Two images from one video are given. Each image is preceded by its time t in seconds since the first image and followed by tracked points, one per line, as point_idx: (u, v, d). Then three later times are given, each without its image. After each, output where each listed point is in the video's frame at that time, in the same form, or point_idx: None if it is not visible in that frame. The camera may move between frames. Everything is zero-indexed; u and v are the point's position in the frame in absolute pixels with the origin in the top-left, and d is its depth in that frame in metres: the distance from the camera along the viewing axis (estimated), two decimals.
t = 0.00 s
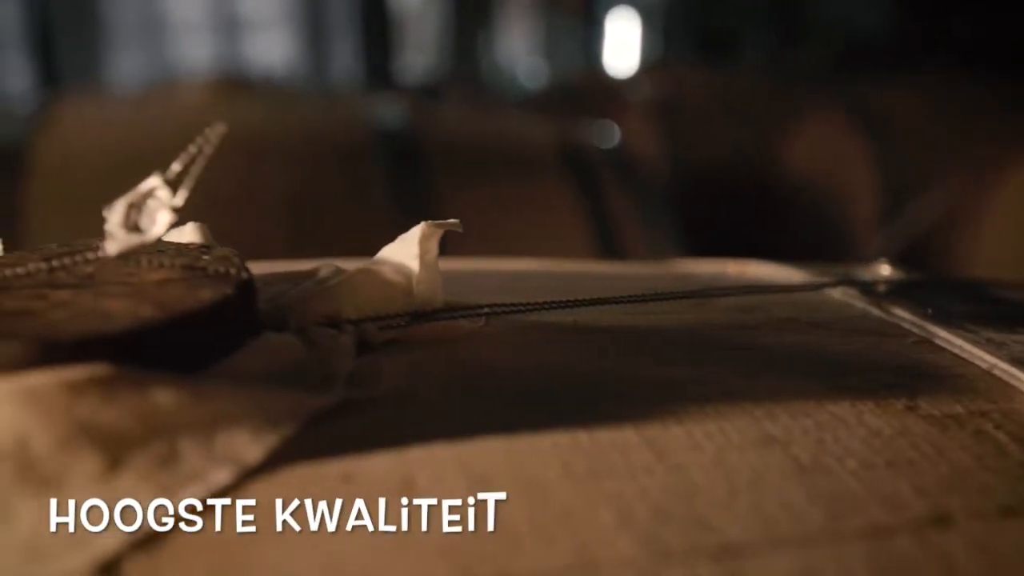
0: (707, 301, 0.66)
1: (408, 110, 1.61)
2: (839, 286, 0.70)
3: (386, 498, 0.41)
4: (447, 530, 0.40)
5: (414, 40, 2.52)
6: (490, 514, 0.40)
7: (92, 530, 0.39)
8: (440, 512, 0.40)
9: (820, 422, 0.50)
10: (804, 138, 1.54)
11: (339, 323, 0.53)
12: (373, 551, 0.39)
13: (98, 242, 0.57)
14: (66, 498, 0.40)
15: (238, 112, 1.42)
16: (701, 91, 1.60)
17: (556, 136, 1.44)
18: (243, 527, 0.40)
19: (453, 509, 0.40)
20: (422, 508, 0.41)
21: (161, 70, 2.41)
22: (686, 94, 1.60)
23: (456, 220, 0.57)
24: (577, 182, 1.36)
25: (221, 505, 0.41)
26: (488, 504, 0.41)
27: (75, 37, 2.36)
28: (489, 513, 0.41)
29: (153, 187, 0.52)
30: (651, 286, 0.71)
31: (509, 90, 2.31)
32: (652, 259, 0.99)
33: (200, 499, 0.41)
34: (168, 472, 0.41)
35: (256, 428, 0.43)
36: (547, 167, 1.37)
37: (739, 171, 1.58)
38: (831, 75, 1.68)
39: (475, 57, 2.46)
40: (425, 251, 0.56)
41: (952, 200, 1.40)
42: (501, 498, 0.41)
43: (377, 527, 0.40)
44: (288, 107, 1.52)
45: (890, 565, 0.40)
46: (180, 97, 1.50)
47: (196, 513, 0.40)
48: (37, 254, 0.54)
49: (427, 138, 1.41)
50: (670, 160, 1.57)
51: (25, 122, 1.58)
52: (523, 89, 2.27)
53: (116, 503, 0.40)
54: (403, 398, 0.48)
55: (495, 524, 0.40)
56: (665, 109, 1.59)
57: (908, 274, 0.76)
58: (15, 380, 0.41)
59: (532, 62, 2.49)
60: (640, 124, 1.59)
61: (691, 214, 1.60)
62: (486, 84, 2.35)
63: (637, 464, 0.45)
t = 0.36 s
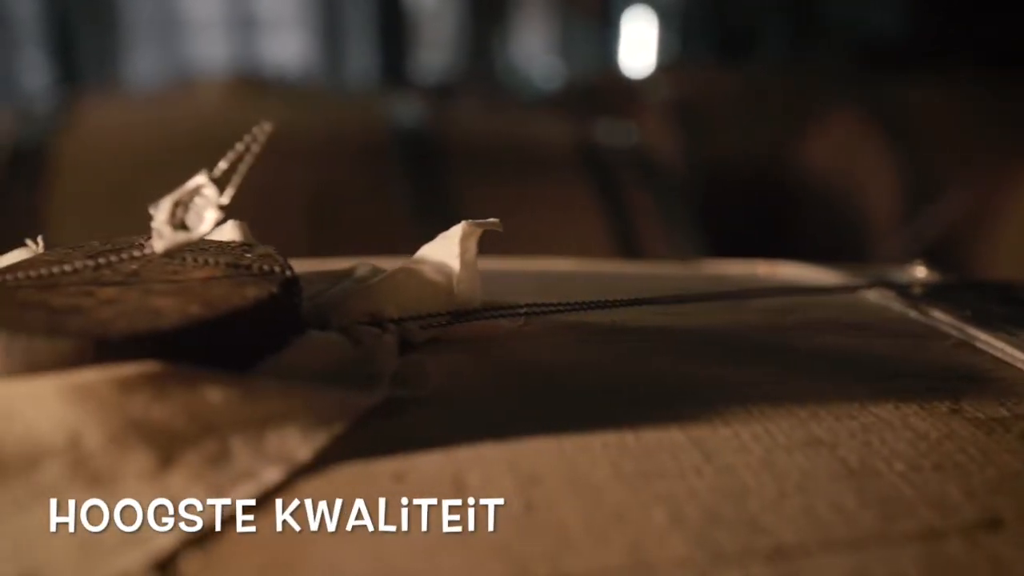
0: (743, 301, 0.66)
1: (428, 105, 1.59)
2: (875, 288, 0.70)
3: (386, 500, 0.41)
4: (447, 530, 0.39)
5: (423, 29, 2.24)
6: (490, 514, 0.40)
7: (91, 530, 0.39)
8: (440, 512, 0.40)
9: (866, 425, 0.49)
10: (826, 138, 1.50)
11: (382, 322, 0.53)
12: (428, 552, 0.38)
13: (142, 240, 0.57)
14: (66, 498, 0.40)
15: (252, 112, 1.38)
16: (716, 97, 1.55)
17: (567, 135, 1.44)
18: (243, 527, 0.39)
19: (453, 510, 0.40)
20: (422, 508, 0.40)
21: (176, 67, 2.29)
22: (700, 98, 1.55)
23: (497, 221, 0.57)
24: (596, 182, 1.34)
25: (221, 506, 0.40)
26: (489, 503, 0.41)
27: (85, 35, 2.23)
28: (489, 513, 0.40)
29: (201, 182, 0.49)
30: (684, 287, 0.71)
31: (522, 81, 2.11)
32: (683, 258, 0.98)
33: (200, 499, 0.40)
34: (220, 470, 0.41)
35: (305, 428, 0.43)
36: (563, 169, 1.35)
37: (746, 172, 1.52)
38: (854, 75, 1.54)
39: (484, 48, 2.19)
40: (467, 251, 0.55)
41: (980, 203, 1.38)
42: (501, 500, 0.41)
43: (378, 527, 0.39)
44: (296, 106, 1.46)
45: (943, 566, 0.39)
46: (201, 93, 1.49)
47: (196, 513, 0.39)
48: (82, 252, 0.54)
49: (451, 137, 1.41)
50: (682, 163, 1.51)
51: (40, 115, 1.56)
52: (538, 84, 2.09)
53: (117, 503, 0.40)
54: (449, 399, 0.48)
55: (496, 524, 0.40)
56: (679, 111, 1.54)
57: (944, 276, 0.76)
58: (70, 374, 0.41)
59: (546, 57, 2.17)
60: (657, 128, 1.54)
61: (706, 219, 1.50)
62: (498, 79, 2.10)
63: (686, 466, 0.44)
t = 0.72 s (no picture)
0: (779, 303, 0.66)
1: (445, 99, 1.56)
2: (912, 289, 0.70)
3: (386, 500, 0.41)
4: (447, 530, 0.39)
5: (439, 28, 2.11)
6: (490, 514, 0.40)
7: (91, 531, 0.39)
8: (440, 512, 0.40)
9: (912, 427, 0.49)
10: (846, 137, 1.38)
11: (424, 320, 0.53)
12: (484, 551, 0.38)
13: (185, 237, 0.57)
14: (65, 498, 0.40)
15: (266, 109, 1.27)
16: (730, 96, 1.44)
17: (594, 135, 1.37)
18: (243, 527, 0.39)
19: (453, 509, 0.40)
20: (421, 509, 0.40)
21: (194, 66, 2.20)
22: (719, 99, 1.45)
23: (537, 220, 0.57)
24: (615, 184, 1.28)
25: (221, 506, 0.39)
26: (489, 503, 0.41)
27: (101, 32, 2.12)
28: (489, 513, 0.40)
29: (247, 180, 0.48)
30: (718, 288, 0.70)
31: (535, 82, 1.97)
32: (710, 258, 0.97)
33: (200, 499, 0.40)
34: (271, 468, 0.41)
35: (355, 428, 0.43)
36: (586, 175, 1.28)
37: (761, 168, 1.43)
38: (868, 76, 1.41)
39: (501, 50, 2.06)
40: (509, 250, 0.55)
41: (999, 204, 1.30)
42: (501, 499, 0.41)
43: (378, 527, 0.39)
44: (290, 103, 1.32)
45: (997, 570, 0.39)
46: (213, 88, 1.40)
47: (196, 513, 0.39)
48: (125, 250, 0.54)
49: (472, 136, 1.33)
50: (697, 161, 1.42)
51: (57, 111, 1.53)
52: (551, 84, 1.94)
53: (116, 503, 0.40)
54: (494, 398, 0.48)
55: (495, 524, 0.40)
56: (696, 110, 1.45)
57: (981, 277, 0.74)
58: (122, 372, 0.42)
59: (563, 57, 2.03)
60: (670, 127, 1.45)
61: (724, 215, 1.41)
62: (510, 79, 1.98)
63: (736, 468, 0.44)
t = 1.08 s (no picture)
0: (812, 306, 0.66)
1: (458, 97, 1.55)
2: (946, 291, 0.69)
3: (386, 499, 0.40)
4: (447, 530, 0.39)
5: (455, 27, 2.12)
6: (490, 514, 0.40)
7: (91, 530, 0.39)
8: (440, 511, 0.40)
9: (956, 429, 0.49)
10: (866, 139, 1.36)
11: (464, 319, 0.53)
12: (536, 551, 0.38)
13: (223, 235, 0.57)
14: (65, 498, 0.40)
15: (284, 108, 1.25)
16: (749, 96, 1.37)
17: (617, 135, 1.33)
18: (244, 527, 0.38)
19: (453, 509, 0.40)
20: (422, 508, 0.40)
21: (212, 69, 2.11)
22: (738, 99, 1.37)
23: (575, 220, 0.57)
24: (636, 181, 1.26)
25: (221, 506, 0.39)
26: (489, 502, 0.40)
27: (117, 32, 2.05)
28: (490, 512, 0.40)
29: (291, 179, 0.48)
30: (751, 290, 0.70)
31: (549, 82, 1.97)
32: (734, 260, 0.96)
33: (200, 499, 0.40)
34: (320, 466, 0.41)
35: (403, 427, 0.43)
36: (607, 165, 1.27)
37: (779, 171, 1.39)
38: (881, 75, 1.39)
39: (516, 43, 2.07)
40: (548, 249, 0.55)
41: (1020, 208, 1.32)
42: (501, 499, 0.41)
43: (378, 527, 0.39)
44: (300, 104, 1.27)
45: None
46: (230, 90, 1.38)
47: (196, 513, 0.39)
48: (164, 248, 0.54)
49: (487, 138, 1.30)
50: (713, 162, 1.36)
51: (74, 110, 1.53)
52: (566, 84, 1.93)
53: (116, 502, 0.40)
54: (538, 399, 0.48)
55: (495, 524, 0.39)
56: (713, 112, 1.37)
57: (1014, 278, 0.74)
58: (170, 370, 0.42)
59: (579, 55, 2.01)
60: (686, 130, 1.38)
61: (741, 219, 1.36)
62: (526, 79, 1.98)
63: (784, 470, 0.44)
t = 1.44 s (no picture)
0: (848, 305, 0.66)
1: (474, 96, 1.54)
2: (983, 294, 0.69)
3: (386, 499, 0.40)
4: (447, 530, 0.39)
5: (471, 27, 2.11)
6: (490, 514, 0.40)
7: (91, 530, 0.39)
8: (439, 512, 0.40)
9: (1003, 433, 0.48)
10: (884, 143, 1.35)
11: (506, 318, 0.53)
12: (588, 552, 0.38)
13: (264, 235, 0.57)
14: (65, 499, 0.40)
15: (304, 106, 1.24)
16: (764, 96, 1.38)
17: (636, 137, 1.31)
18: (243, 527, 0.39)
19: (453, 509, 0.40)
20: (422, 508, 0.40)
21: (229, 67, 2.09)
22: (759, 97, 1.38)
23: (616, 220, 0.57)
24: (654, 181, 1.25)
25: (221, 506, 0.39)
26: (489, 502, 0.40)
27: (132, 29, 2.00)
28: (490, 512, 0.40)
29: (336, 177, 0.48)
30: (783, 290, 0.70)
31: (565, 82, 1.96)
32: (759, 262, 0.95)
33: (200, 499, 0.40)
34: (369, 464, 0.41)
35: (451, 426, 0.43)
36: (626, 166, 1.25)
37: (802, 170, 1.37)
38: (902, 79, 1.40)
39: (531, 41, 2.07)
40: (588, 249, 0.56)
41: None
42: (502, 499, 0.40)
43: (377, 527, 0.39)
44: (320, 102, 1.27)
45: None
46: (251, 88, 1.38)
47: (196, 513, 0.39)
48: (206, 246, 0.54)
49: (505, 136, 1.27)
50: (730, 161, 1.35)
51: (93, 109, 1.52)
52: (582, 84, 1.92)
53: (116, 503, 0.40)
54: (582, 399, 0.48)
55: (495, 523, 0.39)
56: (730, 113, 1.38)
57: None
58: (219, 367, 0.42)
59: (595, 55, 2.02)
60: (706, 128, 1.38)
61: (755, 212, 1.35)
62: (543, 80, 1.97)
63: (832, 472, 0.44)
